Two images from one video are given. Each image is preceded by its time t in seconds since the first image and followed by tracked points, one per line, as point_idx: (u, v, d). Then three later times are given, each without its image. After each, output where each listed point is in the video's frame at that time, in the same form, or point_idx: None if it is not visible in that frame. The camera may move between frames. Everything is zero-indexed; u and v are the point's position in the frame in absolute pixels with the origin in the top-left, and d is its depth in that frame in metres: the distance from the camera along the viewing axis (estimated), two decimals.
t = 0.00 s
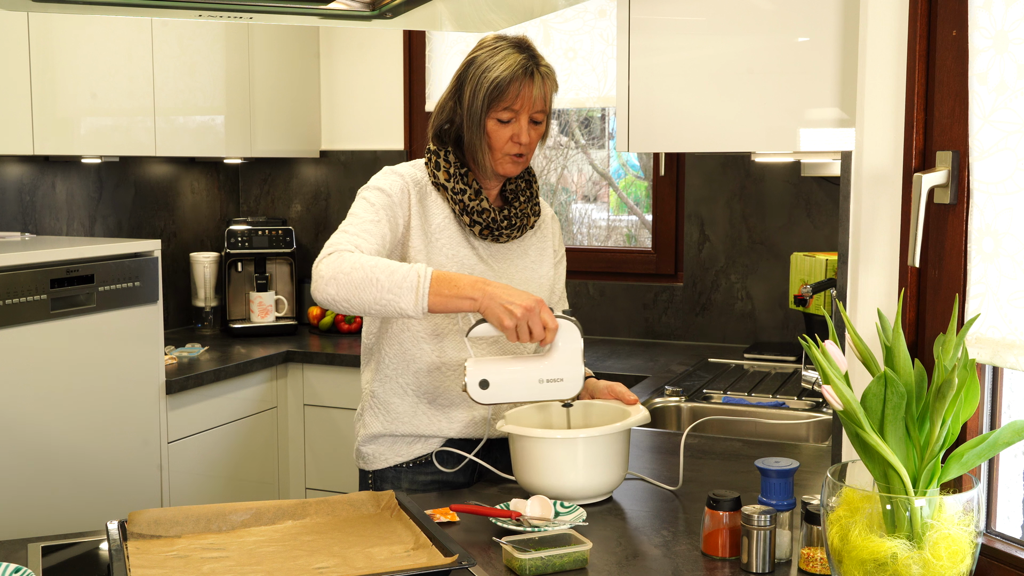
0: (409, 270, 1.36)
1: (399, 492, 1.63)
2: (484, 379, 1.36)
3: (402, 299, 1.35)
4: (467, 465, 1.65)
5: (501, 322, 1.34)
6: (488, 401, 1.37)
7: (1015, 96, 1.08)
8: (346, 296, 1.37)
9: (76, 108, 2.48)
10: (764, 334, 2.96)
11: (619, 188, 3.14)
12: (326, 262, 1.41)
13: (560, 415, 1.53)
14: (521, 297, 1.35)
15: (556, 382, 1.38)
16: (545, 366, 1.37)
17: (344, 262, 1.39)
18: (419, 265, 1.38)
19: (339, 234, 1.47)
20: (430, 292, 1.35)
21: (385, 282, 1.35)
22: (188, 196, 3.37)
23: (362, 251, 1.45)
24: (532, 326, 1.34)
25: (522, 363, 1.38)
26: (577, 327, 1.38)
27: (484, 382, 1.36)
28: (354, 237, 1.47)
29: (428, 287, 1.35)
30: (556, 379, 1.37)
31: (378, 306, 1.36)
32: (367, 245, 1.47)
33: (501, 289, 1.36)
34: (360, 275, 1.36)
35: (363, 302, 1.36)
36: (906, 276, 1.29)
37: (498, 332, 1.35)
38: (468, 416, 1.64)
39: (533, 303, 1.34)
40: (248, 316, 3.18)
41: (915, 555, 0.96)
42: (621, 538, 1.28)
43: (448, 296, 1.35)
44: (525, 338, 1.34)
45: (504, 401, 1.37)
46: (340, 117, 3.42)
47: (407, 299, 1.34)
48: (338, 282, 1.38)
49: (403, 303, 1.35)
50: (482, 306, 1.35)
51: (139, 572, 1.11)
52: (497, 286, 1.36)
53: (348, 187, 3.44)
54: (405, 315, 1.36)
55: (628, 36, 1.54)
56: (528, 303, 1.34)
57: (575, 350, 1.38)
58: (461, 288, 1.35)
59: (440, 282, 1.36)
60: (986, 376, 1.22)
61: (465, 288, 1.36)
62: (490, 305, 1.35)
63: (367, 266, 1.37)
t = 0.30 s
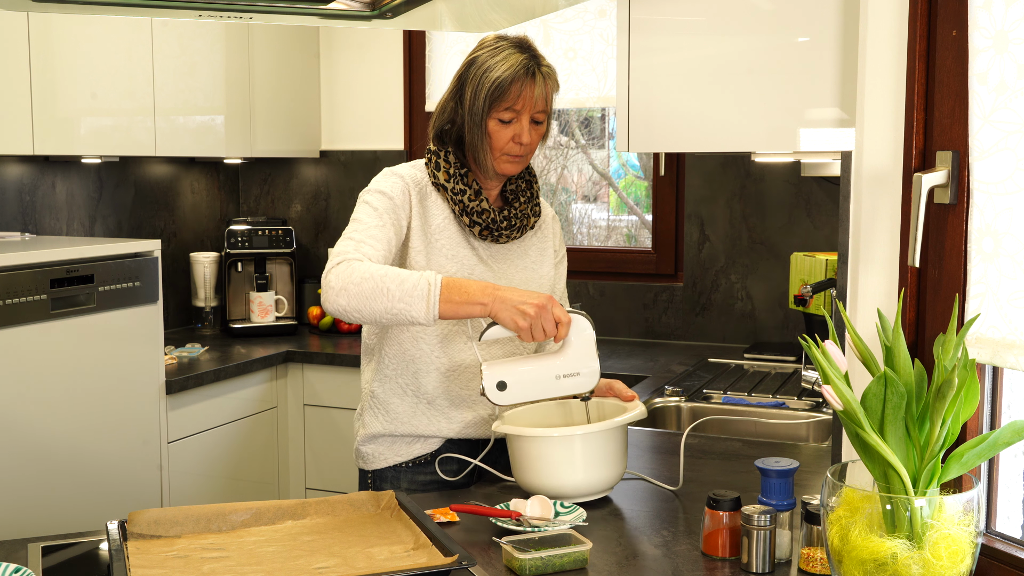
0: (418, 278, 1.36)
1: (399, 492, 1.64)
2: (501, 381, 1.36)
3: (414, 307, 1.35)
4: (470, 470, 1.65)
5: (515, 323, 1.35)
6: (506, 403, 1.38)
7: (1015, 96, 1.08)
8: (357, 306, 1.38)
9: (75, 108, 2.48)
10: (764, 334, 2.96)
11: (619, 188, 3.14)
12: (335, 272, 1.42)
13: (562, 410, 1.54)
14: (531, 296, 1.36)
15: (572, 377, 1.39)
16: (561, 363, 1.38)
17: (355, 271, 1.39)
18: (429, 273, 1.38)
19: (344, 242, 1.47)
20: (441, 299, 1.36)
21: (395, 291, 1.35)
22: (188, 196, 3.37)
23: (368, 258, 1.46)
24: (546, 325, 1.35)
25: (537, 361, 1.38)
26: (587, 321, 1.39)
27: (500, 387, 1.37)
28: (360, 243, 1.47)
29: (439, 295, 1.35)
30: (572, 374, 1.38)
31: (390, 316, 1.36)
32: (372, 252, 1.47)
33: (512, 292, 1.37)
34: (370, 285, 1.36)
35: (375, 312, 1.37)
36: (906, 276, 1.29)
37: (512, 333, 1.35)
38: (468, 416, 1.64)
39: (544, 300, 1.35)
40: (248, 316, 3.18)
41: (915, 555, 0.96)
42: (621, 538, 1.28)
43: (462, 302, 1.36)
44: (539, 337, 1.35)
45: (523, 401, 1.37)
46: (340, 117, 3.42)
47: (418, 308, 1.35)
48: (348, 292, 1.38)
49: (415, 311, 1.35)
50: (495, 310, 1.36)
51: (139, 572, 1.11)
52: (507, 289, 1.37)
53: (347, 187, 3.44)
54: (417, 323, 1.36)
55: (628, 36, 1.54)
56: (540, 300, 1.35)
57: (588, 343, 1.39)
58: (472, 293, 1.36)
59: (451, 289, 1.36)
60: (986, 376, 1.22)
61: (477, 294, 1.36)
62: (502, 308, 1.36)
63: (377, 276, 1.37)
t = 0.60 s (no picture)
0: (397, 276, 1.38)
1: (401, 492, 1.63)
2: (475, 382, 1.36)
3: (391, 305, 1.37)
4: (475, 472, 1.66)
5: (491, 325, 1.34)
6: (479, 403, 1.37)
7: (1015, 96, 1.08)
8: (335, 302, 1.39)
9: (75, 109, 2.48)
10: (764, 334, 2.96)
11: (619, 188, 3.14)
12: (314, 268, 1.42)
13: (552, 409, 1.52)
14: (508, 299, 1.35)
15: (546, 380, 1.38)
16: (535, 365, 1.38)
17: (334, 267, 1.40)
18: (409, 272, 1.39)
19: (331, 238, 1.47)
20: (419, 298, 1.37)
21: (375, 289, 1.37)
22: (188, 196, 3.37)
23: (352, 256, 1.46)
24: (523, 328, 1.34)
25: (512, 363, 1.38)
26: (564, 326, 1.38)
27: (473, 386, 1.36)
28: (346, 240, 1.47)
29: (417, 295, 1.37)
30: (546, 377, 1.38)
31: (367, 312, 1.38)
32: (356, 251, 1.47)
33: (488, 294, 1.37)
34: (350, 282, 1.38)
35: (352, 308, 1.38)
36: (906, 276, 1.29)
37: (487, 335, 1.35)
38: (470, 416, 1.64)
39: (520, 303, 1.34)
40: (248, 316, 3.18)
41: (915, 555, 0.96)
42: (621, 538, 1.28)
43: (436, 301, 1.36)
44: (514, 340, 1.34)
45: (498, 401, 1.37)
46: (339, 117, 3.42)
47: (396, 306, 1.37)
48: (326, 289, 1.39)
49: (393, 310, 1.37)
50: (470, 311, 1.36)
51: (139, 572, 1.11)
52: (485, 291, 1.37)
53: (347, 187, 3.44)
54: (394, 320, 1.38)
55: (628, 36, 1.54)
56: (516, 303, 1.34)
57: (564, 349, 1.39)
58: (449, 294, 1.36)
59: (429, 289, 1.37)
60: (986, 376, 1.22)
61: (453, 293, 1.36)
62: (478, 309, 1.36)
63: (356, 273, 1.38)
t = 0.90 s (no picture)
0: (400, 279, 1.37)
1: (405, 492, 1.64)
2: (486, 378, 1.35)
3: (396, 308, 1.37)
4: (474, 470, 1.65)
5: (497, 320, 1.34)
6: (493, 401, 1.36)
7: (1015, 96, 1.08)
8: (342, 310, 1.39)
9: (75, 108, 2.48)
10: (764, 334, 2.96)
11: (619, 188, 3.14)
12: (320, 276, 1.42)
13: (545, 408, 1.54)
14: (513, 293, 1.35)
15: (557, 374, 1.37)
16: (544, 360, 1.37)
17: (338, 273, 1.40)
18: (413, 273, 1.39)
19: (335, 244, 1.47)
20: (424, 299, 1.36)
21: (379, 293, 1.37)
22: (188, 196, 3.37)
23: (357, 261, 1.45)
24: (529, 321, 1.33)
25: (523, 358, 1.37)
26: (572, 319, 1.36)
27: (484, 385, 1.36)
28: (350, 246, 1.47)
29: (421, 295, 1.36)
30: (557, 371, 1.36)
31: (374, 317, 1.38)
32: (361, 256, 1.46)
33: (493, 288, 1.37)
34: (354, 288, 1.37)
35: (360, 314, 1.38)
36: (906, 276, 1.29)
37: (494, 330, 1.34)
38: (474, 417, 1.64)
39: (525, 296, 1.34)
40: (248, 316, 3.18)
41: (915, 555, 0.96)
42: (621, 538, 1.28)
43: (441, 300, 1.36)
44: (522, 334, 1.33)
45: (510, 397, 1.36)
46: (339, 117, 3.42)
47: (401, 308, 1.36)
48: (331, 296, 1.40)
49: (398, 312, 1.36)
50: (476, 308, 1.35)
51: (139, 572, 1.11)
52: (489, 287, 1.37)
53: (348, 187, 3.44)
54: (402, 323, 1.38)
55: (628, 36, 1.54)
56: (521, 296, 1.33)
57: (573, 341, 1.37)
58: (454, 291, 1.35)
59: (433, 289, 1.37)
60: (986, 376, 1.22)
61: (457, 291, 1.35)
62: (484, 304, 1.35)
63: (360, 279, 1.38)
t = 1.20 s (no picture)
0: (408, 278, 1.37)
1: (406, 493, 1.63)
2: (488, 377, 1.36)
3: (404, 307, 1.37)
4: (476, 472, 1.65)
5: (503, 320, 1.35)
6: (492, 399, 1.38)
7: (1015, 96, 1.08)
8: (346, 309, 1.38)
9: (75, 108, 2.48)
10: (764, 334, 2.96)
11: (619, 188, 3.14)
12: (324, 275, 1.40)
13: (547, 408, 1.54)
14: (518, 294, 1.36)
15: (556, 373, 1.40)
16: (546, 357, 1.40)
17: (343, 272, 1.39)
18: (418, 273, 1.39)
19: (337, 243, 1.46)
20: (430, 298, 1.37)
21: (386, 292, 1.36)
22: (188, 196, 3.37)
23: (359, 261, 1.45)
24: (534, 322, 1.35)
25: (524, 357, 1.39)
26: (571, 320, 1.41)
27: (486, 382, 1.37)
28: (354, 246, 1.46)
29: (428, 295, 1.37)
30: (557, 369, 1.40)
31: (380, 317, 1.37)
32: (363, 256, 1.46)
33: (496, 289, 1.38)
34: (361, 287, 1.36)
35: (365, 314, 1.37)
36: (906, 276, 1.29)
37: (499, 331, 1.36)
38: (476, 417, 1.64)
39: (529, 296, 1.36)
40: (248, 316, 3.18)
41: (915, 555, 0.96)
42: (621, 538, 1.28)
43: (447, 300, 1.37)
44: (525, 334, 1.36)
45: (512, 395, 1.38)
46: (339, 117, 3.43)
47: (409, 308, 1.36)
48: (336, 296, 1.38)
49: (405, 313, 1.37)
50: (481, 308, 1.36)
51: (139, 572, 1.11)
52: (492, 286, 1.38)
53: (347, 188, 3.44)
54: (406, 322, 1.38)
55: (628, 36, 1.54)
56: (526, 296, 1.36)
57: (572, 338, 1.41)
58: (459, 291, 1.36)
59: (440, 289, 1.37)
60: (986, 376, 1.22)
61: (463, 291, 1.37)
62: (489, 304, 1.36)
63: (367, 279, 1.37)
